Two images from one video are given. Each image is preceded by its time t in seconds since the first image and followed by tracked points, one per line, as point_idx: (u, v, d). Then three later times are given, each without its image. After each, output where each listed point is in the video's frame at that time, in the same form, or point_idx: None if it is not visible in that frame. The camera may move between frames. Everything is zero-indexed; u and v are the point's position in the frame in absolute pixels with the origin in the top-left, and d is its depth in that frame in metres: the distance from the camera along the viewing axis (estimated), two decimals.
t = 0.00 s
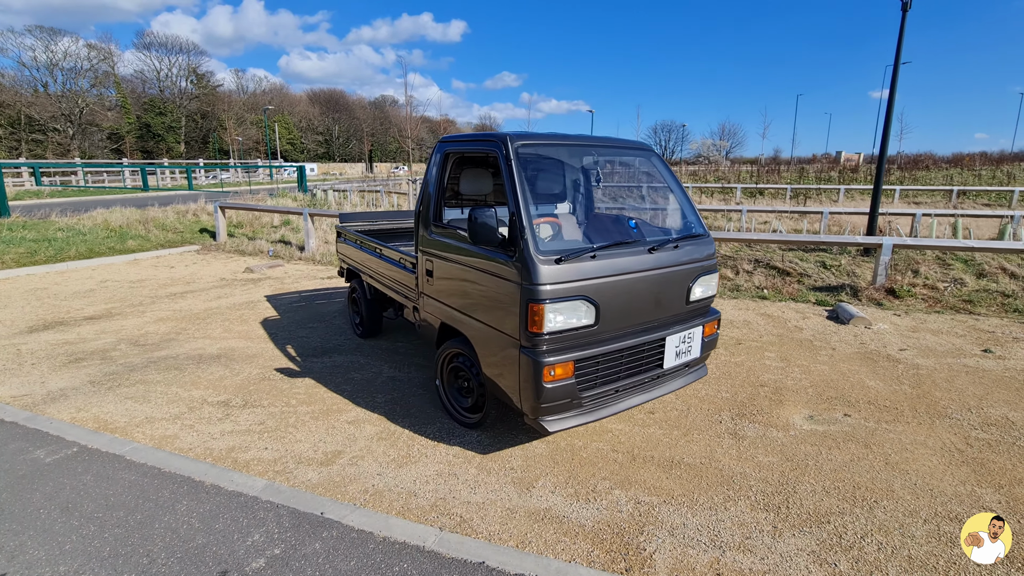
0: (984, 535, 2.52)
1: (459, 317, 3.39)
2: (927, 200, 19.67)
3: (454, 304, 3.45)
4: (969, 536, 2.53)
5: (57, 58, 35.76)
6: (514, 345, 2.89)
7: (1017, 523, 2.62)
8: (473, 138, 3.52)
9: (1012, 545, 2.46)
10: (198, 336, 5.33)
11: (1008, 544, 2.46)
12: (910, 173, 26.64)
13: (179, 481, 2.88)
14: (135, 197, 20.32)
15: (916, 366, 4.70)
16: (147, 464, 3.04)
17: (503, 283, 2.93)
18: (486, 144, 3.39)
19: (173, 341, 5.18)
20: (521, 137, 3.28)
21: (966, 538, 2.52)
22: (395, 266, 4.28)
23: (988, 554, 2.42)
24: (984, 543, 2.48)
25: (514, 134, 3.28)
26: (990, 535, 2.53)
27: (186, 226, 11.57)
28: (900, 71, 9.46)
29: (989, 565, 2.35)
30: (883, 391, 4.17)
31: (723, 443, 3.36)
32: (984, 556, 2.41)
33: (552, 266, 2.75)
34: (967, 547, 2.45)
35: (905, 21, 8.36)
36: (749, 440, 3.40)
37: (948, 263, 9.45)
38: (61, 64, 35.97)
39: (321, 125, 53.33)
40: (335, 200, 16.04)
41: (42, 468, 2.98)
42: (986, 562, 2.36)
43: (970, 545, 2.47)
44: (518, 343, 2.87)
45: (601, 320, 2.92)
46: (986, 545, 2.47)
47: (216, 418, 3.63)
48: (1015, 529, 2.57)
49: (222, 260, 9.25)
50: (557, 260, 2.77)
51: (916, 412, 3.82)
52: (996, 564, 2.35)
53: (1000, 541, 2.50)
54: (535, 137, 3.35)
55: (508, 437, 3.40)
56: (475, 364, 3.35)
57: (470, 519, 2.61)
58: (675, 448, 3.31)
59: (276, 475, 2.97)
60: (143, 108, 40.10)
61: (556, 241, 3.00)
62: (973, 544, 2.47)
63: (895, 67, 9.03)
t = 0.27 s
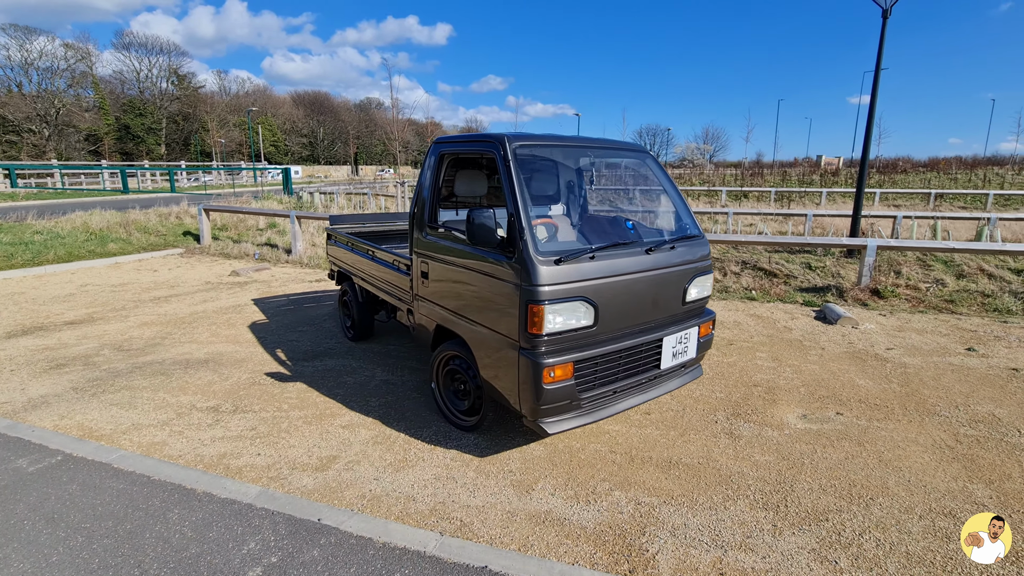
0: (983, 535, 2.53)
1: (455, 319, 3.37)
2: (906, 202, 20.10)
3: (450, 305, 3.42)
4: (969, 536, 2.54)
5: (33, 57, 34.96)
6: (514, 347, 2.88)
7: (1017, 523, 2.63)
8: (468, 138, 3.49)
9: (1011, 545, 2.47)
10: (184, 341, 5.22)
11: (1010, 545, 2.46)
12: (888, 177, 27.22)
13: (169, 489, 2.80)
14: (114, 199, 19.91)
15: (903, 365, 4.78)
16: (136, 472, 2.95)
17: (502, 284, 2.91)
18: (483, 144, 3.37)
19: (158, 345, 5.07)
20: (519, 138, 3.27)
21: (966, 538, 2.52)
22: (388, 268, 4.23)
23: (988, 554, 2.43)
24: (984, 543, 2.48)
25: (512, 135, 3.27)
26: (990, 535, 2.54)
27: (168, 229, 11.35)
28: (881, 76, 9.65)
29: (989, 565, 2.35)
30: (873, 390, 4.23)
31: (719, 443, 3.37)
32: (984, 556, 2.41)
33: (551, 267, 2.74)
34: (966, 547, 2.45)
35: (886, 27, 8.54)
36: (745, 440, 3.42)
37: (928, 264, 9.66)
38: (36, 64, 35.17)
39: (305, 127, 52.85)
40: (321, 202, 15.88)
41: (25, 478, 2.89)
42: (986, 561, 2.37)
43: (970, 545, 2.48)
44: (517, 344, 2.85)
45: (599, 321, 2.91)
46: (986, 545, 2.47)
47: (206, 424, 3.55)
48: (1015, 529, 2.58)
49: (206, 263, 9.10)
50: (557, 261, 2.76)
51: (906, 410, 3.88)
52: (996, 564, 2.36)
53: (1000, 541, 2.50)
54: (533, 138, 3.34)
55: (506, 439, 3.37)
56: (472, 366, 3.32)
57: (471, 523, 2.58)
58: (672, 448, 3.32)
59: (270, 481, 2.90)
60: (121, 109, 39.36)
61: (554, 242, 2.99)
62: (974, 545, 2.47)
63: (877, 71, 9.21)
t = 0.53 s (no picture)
0: (984, 536, 2.52)
1: (448, 322, 3.31)
2: (884, 205, 20.55)
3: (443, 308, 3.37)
4: (969, 536, 2.53)
5: (4, 57, 34.06)
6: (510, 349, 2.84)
7: (1018, 523, 2.62)
8: (460, 138, 3.45)
9: (1012, 546, 2.46)
10: (166, 346, 5.08)
11: (1013, 547, 2.45)
12: (866, 180, 27.84)
13: (153, 499, 2.70)
14: (89, 202, 19.44)
15: (889, 363, 4.86)
16: (118, 482, 2.85)
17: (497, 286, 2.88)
18: (475, 144, 3.33)
19: (139, 351, 4.93)
20: (513, 138, 3.25)
21: (967, 538, 2.52)
22: (378, 271, 4.17)
23: (988, 554, 2.42)
24: (985, 543, 2.48)
25: (505, 135, 3.24)
26: (991, 535, 2.52)
27: (147, 232, 11.11)
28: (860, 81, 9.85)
29: (989, 565, 2.34)
30: (861, 388, 4.28)
31: (714, 443, 3.38)
32: (985, 556, 2.40)
33: (547, 267, 2.71)
34: (967, 547, 2.45)
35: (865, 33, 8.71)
36: (739, 439, 3.42)
37: (908, 265, 9.86)
38: (7, 64, 34.24)
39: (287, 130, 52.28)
40: (305, 205, 15.69)
41: None
42: (986, 562, 2.36)
43: (969, 545, 2.47)
44: (513, 346, 2.81)
45: (595, 322, 2.90)
46: (987, 545, 2.46)
47: (191, 431, 3.45)
48: (1017, 531, 2.56)
49: (187, 267, 8.91)
50: (553, 261, 2.74)
51: (894, 408, 3.93)
52: (996, 564, 2.34)
53: (1000, 541, 2.49)
54: (526, 138, 3.32)
55: (500, 442, 3.34)
56: (466, 369, 3.27)
57: (468, 528, 2.53)
58: (668, 449, 3.31)
59: (259, 489, 2.83)
60: (97, 111, 38.50)
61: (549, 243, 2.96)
62: (975, 545, 2.47)
63: (857, 76, 9.38)
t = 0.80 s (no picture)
0: (983, 535, 2.52)
1: (444, 326, 3.25)
2: (866, 207, 20.90)
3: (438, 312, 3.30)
4: (969, 536, 2.53)
5: None
6: (508, 353, 2.79)
7: (1017, 523, 2.62)
8: (455, 140, 3.40)
9: (1012, 545, 2.46)
10: (150, 353, 4.94)
11: (1015, 547, 2.44)
12: (848, 183, 28.32)
13: (139, 513, 2.60)
14: (68, 207, 19.02)
15: (880, 363, 4.90)
16: (101, 495, 2.74)
17: (495, 289, 2.83)
18: (470, 145, 3.28)
19: (121, 359, 4.78)
20: (509, 139, 3.21)
21: (967, 538, 2.52)
22: (371, 275, 4.09)
23: (989, 554, 2.41)
24: (984, 543, 2.48)
25: (502, 136, 3.19)
26: (990, 535, 2.53)
27: (129, 237, 10.87)
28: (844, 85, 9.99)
29: (990, 565, 2.34)
30: (855, 389, 4.30)
31: (712, 446, 3.35)
32: (985, 556, 2.39)
33: (546, 269, 2.67)
34: (966, 547, 2.45)
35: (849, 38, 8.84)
36: (737, 442, 3.41)
37: (892, 266, 10.01)
38: None
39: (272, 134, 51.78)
40: (291, 209, 15.51)
41: None
42: (987, 562, 2.36)
43: (970, 545, 2.47)
44: (512, 351, 2.76)
45: (594, 325, 2.86)
46: (987, 545, 2.46)
47: (177, 441, 3.34)
48: (1016, 530, 2.56)
49: (171, 272, 8.72)
50: (552, 263, 2.69)
51: (888, 408, 3.95)
52: (997, 564, 2.34)
53: (1000, 540, 2.50)
54: (523, 139, 3.28)
55: (497, 448, 3.28)
56: (462, 374, 3.21)
57: (467, 538, 2.47)
58: (666, 452, 3.28)
59: (250, 500, 2.73)
60: (76, 113, 37.77)
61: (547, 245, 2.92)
62: (974, 544, 2.47)
63: (841, 80, 9.51)
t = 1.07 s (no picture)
0: (983, 536, 2.51)
1: (443, 331, 3.17)
2: (853, 210, 21.13)
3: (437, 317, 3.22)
4: (969, 536, 2.53)
5: None
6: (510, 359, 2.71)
7: (1017, 523, 2.62)
8: (453, 141, 3.33)
9: (1012, 545, 2.46)
10: (136, 361, 4.80)
11: (1013, 546, 2.44)
12: (834, 187, 28.67)
13: (126, 529, 2.48)
14: (50, 211, 18.63)
15: (878, 365, 4.89)
16: (86, 511, 2.62)
17: (496, 293, 2.76)
18: (469, 147, 3.21)
19: (106, 367, 4.64)
20: (509, 140, 3.15)
21: (967, 538, 2.51)
22: (365, 279, 4.00)
23: (988, 553, 2.41)
24: (984, 543, 2.47)
25: (502, 137, 3.13)
26: (990, 535, 2.52)
27: (114, 242, 10.64)
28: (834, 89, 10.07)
29: (989, 565, 2.34)
30: (854, 391, 4.28)
31: (716, 451, 3.30)
32: (985, 556, 2.39)
33: (550, 272, 2.61)
34: (967, 547, 2.44)
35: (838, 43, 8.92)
36: (741, 446, 3.36)
37: (882, 268, 10.08)
38: None
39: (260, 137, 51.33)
40: (280, 213, 15.32)
41: None
42: (986, 562, 2.36)
43: (969, 545, 2.47)
44: (515, 356, 2.69)
45: (597, 329, 2.80)
46: (986, 545, 2.46)
47: (166, 452, 3.22)
48: (1015, 530, 2.56)
49: (157, 277, 8.53)
50: (556, 266, 2.63)
51: (889, 410, 3.93)
52: (995, 564, 2.34)
53: (999, 540, 2.49)
54: (523, 140, 3.22)
55: (497, 456, 3.20)
56: (462, 381, 3.13)
57: (470, 551, 2.39)
58: (670, 458, 3.22)
59: (243, 514, 2.63)
60: (58, 116, 37.14)
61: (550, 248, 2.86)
62: (974, 544, 2.46)
63: (831, 84, 9.59)
